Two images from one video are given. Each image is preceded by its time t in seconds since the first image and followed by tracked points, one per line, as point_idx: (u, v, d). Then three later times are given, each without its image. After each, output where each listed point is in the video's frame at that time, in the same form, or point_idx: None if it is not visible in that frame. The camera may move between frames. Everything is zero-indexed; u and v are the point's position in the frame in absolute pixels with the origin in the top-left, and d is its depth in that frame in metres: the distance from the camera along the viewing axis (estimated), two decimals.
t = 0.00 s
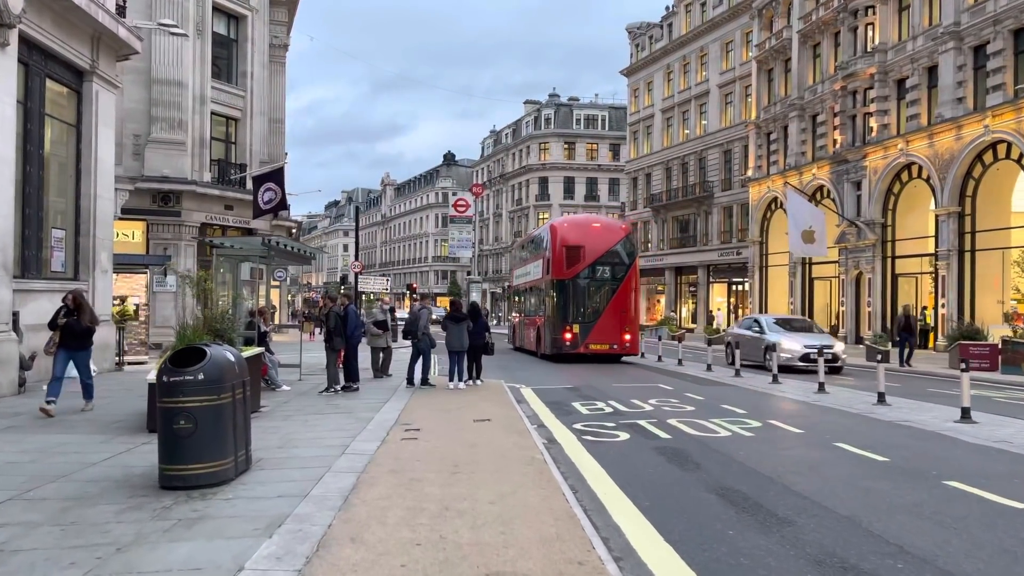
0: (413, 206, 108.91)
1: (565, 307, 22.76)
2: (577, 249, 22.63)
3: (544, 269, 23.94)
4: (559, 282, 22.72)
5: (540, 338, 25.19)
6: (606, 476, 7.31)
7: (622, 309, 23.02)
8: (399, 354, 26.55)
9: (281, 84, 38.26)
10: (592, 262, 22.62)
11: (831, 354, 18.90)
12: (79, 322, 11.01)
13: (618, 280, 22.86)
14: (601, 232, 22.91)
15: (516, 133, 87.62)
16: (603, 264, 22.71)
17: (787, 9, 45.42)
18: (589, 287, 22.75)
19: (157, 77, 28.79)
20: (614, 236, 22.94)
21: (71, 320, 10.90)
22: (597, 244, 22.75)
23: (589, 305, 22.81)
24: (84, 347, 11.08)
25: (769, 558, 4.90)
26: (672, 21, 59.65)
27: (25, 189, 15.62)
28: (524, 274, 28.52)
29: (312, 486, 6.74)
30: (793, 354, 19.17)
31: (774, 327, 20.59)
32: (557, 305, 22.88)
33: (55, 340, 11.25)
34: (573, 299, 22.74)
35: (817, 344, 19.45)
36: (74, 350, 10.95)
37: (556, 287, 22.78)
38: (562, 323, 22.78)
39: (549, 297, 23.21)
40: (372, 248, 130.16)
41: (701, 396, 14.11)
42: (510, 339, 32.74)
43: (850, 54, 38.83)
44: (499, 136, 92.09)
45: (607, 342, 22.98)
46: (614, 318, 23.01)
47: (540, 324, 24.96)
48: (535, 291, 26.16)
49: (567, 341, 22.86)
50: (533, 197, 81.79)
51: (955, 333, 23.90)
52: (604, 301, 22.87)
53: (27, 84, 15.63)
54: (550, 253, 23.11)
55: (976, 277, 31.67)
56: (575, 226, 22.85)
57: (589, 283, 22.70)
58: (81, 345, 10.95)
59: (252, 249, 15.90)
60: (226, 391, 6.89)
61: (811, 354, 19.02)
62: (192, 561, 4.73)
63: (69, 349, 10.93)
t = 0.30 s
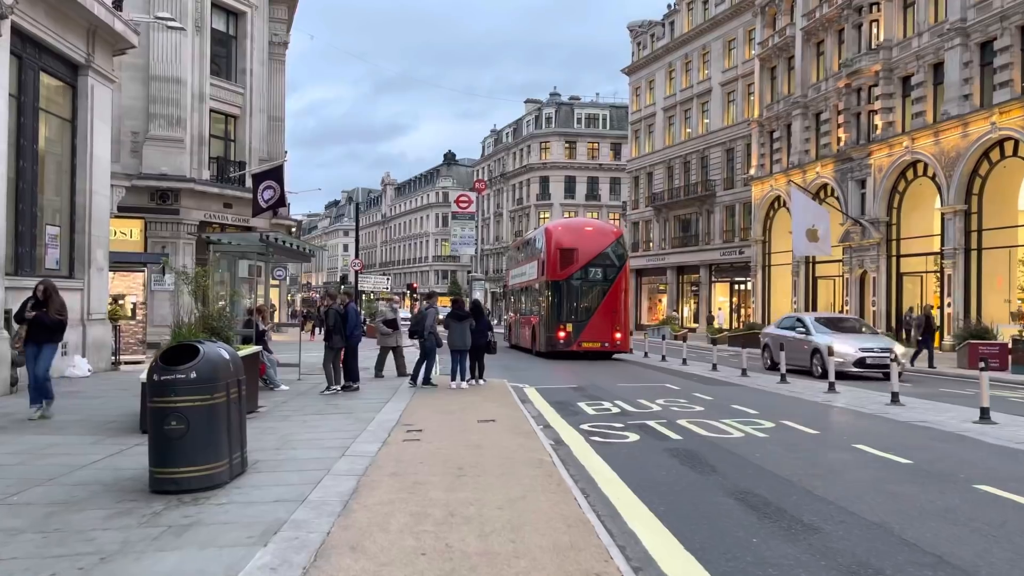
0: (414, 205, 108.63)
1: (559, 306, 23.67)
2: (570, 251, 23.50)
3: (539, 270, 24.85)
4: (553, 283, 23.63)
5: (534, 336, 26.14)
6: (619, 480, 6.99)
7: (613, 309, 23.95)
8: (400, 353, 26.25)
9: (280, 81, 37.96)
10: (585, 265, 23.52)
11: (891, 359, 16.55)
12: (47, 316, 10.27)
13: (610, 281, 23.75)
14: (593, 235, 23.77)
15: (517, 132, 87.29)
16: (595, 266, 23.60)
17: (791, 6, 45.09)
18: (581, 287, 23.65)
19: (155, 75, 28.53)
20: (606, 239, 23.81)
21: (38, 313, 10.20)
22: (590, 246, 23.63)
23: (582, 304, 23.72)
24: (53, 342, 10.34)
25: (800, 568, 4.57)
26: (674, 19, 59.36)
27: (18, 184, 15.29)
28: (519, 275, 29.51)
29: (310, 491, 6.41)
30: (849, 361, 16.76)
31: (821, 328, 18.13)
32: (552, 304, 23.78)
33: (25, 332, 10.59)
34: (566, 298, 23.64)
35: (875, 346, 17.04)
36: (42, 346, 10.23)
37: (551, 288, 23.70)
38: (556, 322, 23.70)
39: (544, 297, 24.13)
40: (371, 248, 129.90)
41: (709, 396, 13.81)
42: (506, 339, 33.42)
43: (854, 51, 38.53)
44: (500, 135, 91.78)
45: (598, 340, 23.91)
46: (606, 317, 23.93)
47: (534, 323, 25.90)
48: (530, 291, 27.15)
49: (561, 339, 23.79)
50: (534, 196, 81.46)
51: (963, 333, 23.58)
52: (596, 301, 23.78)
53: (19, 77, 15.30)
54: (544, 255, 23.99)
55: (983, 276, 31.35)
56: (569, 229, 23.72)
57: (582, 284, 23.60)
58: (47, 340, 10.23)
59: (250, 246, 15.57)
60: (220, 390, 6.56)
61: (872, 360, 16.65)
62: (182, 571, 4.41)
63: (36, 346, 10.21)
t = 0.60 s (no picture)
0: (414, 205, 108.32)
1: (553, 307, 24.42)
2: (565, 255, 24.22)
3: (534, 273, 25.63)
4: (548, 285, 24.38)
5: (529, 335, 26.95)
6: (635, 488, 6.66)
7: (606, 310, 24.71)
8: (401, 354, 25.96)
9: (280, 80, 37.67)
10: (579, 268, 24.22)
11: (973, 369, 14.76)
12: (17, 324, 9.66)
13: (603, 283, 24.45)
14: (587, 239, 24.48)
15: (518, 132, 87.01)
16: (589, 269, 24.32)
17: (794, 4, 44.79)
18: (575, 290, 24.36)
19: (154, 72, 28.19)
20: (599, 243, 24.52)
21: (6, 320, 9.61)
22: (584, 250, 24.35)
23: (576, 306, 24.47)
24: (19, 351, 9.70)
25: None
26: (676, 18, 59.03)
27: (11, 181, 14.96)
28: (514, 277, 30.30)
29: (311, 501, 6.07)
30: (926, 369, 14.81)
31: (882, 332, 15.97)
32: (548, 305, 24.54)
33: None
34: (561, 300, 24.38)
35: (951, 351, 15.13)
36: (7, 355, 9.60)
37: (546, 289, 24.45)
38: (550, 322, 24.47)
39: (540, 298, 24.88)
40: (371, 247, 129.65)
41: (720, 398, 13.49)
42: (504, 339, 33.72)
43: (858, 49, 38.23)
44: (500, 135, 91.51)
45: (591, 340, 24.69)
46: (598, 318, 24.71)
47: (530, 322, 26.72)
48: (525, 293, 27.98)
49: (555, 338, 24.57)
50: (535, 196, 81.13)
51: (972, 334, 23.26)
52: (589, 302, 24.51)
53: (12, 72, 14.96)
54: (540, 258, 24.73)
55: (991, 275, 31.00)
56: (563, 234, 24.43)
57: (576, 286, 24.32)
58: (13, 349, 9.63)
59: (249, 244, 15.22)
60: (216, 396, 6.24)
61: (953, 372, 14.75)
62: None
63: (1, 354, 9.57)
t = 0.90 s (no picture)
0: (414, 205, 108.05)
1: (546, 307, 24.96)
2: (558, 257, 24.72)
3: (528, 274, 26.19)
4: (541, 287, 24.91)
5: (522, 334, 27.56)
6: (646, 495, 6.35)
7: (597, 310, 25.29)
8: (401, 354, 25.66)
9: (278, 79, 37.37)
10: (571, 269, 24.73)
11: None
12: None
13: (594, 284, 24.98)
14: (579, 242, 24.96)
15: (519, 131, 86.71)
16: (581, 270, 24.83)
17: (796, 2, 44.50)
18: (567, 290, 24.90)
19: (151, 69, 27.86)
20: (591, 245, 25.02)
21: None
22: (576, 253, 24.85)
23: (568, 306, 25.02)
24: None
25: None
26: (678, 16, 58.66)
27: (3, 178, 14.66)
28: (508, 277, 30.84)
29: (305, 509, 5.76)
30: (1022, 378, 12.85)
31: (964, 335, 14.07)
32: (541, 305, 25.07)
33: None
34: (553, 300, 24.92)
35: None
36: None
37: (539, 290, 24.99)
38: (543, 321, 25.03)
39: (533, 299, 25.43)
40: (371, 247, 129.39)
41: (727, 399, 13.20)
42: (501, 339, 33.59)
43: (862, 47, 37.94)
44: (501, 134, 91.25)
45: (583, 338, 25.28)
46: (590, 317, 25.28)
47: (524, 321, 27.32)
48: (518, 293, 28.58)
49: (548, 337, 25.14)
50: (535, 196, 80.80)
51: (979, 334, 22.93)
52: (581, 302, 25.06)
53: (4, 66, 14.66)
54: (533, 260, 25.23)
55: (996, 275, 30.65)
56: (556, 236, 24.90)
57: (568, 287, 24.85)
58: None
59: (246, 242, 14.91)
60: (205, 398, 5.93)
61: None
62: None
63: None
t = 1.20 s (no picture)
0: (415, 205, 107.72)
1: (539, 308, 25.41)
2: (550, 260, 25.12)
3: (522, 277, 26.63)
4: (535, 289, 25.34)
5: (517, 334, 28.04)
6: (658, 510, 6.01)
7: (588, 310, 25.76)
8: (400, 356, 25.30)
9: (276, 77, 37.03)
10: (563, 272, 25.15)
11: None
12: None
13: (586, 284, 25.44)
14: (571, 245, 25.40)
15: (519, 131, 86.36)
16: (572, 272, 25.26)
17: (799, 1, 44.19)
18: (559, 292, 25.33)
19: (147, 68, 27.49)
20: (582, 248, 25.45)
21: None
22: (568, 255, 25.26)
23: (561, 307, 25.47)
24: None
25: None
26: (679, 15, 58.31)
27: None
28: (505, 279, 31.08)
29: (297, 527, 5.42)
30: None
31: None
32: (535, 306, 25.51)
33: None
34: (546, 302, 25.36)
35: None
36: None
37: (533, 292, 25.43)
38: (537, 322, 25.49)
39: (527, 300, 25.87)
40: (371, 248, 129.06)
41: (735, 404, 12.86)
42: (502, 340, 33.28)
43: (866, 46, 37.60)
44: (501, 134, 90.94)
45: (576, 338, 25.74)
46: (582, 317, 25.73)
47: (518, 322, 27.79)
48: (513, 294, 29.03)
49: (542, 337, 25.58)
50: (535, 196, 80.39)
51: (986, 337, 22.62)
52: (573, 303, 25.50)
53: None
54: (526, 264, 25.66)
55: (1003, 275, 30.26)
56: (548, 240, 25.33)
57: (560, 289, 25.29)
58: None
59: (241, 242, 14.57)
60: (192, 408, 5.60)
61: None
62: None
63: None
